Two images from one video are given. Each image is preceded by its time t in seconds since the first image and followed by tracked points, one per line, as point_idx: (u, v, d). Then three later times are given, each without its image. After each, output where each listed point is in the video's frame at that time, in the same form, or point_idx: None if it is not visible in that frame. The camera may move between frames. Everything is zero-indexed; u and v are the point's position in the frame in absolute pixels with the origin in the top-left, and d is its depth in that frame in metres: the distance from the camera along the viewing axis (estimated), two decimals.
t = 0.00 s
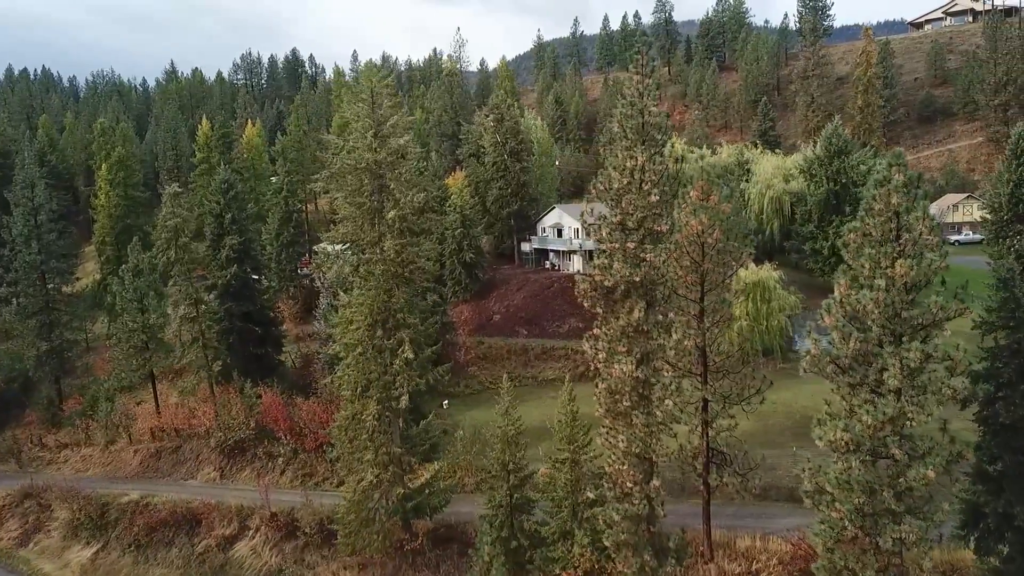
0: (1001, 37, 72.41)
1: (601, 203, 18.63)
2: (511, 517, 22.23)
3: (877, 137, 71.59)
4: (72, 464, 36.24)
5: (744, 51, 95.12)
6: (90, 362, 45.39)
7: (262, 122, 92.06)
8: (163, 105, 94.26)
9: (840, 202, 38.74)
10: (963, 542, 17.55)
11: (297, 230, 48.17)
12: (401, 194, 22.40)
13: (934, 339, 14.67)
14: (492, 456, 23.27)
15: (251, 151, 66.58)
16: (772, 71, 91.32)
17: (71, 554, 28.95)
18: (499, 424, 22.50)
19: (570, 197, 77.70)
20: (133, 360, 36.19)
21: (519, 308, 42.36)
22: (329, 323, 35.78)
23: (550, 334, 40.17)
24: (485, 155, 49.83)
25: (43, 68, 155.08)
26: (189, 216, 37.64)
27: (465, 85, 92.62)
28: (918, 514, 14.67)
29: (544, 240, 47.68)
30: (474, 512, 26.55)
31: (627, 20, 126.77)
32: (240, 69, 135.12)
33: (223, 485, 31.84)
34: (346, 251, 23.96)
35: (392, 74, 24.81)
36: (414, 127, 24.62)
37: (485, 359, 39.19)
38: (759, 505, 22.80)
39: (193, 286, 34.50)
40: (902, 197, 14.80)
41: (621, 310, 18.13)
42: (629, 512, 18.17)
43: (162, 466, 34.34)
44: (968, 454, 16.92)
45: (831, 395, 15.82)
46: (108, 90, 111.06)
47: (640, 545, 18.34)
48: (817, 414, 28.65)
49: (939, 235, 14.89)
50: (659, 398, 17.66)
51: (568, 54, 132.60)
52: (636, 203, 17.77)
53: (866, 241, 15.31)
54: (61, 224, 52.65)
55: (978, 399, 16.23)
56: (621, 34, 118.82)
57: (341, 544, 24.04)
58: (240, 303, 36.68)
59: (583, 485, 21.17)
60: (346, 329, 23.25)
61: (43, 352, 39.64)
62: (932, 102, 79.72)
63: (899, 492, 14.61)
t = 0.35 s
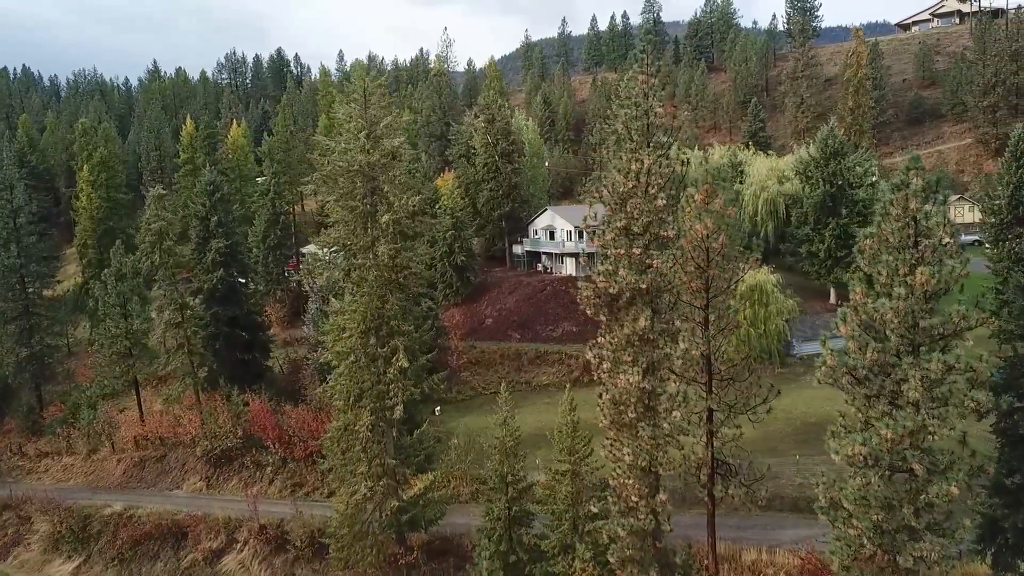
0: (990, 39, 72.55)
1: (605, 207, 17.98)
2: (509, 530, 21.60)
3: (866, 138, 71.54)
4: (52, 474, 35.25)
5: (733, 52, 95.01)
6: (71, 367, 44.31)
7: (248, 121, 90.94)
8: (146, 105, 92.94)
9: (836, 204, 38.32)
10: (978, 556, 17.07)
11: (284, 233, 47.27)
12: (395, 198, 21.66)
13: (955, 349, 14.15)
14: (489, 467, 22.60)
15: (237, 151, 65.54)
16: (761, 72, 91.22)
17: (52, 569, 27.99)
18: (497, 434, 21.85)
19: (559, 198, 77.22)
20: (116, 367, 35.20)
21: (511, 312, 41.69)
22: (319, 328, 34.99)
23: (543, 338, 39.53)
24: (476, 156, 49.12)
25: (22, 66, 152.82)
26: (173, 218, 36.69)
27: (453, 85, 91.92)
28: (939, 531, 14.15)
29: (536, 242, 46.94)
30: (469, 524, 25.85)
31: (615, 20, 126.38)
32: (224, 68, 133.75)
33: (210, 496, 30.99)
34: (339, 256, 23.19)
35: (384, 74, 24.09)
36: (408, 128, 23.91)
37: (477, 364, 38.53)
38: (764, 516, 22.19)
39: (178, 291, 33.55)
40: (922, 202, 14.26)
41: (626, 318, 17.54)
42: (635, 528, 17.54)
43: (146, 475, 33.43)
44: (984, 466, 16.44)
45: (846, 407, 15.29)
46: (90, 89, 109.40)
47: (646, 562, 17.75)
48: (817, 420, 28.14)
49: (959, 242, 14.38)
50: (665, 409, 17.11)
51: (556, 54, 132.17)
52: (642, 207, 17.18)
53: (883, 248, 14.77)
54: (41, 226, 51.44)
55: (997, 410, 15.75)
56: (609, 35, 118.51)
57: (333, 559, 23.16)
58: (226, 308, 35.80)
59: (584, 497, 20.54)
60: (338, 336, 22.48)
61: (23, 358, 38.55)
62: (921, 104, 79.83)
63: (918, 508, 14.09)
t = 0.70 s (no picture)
0: (982, 39, 72.50)
1: (611, 210, 17.37)
2: (510, 544, 20.90)
3: (859, 139, 71.37)
4: (35, 482, 34.29)
5: (724, 52, 94.74)
6: (55, 372, 43.29)
7: (235, 121, 89.83)
8: (132, 105, 91.72)
9: (835, 206, 37.87)
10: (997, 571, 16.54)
11: (274, 235, 46.38)
12: (390, 200, 20.96)
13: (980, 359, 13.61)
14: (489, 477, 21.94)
15: (224, 151, 64.54)
16: (753, 73, 90.97)
17: None
18: (496, 445, 21.20)
19: (551, 199, 76.64)
20: (101, 373, 34.29)
21: (506, 315, 41.02)
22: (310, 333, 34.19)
23: (538, 342, 38.92)
24: (468, 156, 48.44)
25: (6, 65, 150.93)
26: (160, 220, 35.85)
27: (443, 85, 91.13)
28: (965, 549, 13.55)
29: (530, 243, 46.29)
30: (466, 535, 25.17)
31: (605, 20, 125.86)
32: (211, 68, 132.43)
33: (199, 506, 30.13)
34: (333, 260, 22.47)
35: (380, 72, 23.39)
36: (405, 128, 23.23)
37: (472, 368, 37.86)
38: (771, 527, 21.61)
39: (165, 295, 32.72)
40: (946, 206, 13.70)
41: (633, 326, 16.95)
42: (642, 543, 16.88)
43: (132, 484, 32.56)
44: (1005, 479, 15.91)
45: (866, 419, 14.73)
46: (74, 87, 107.96)
47: None
48: (820, 427, 27.64)
49: (984, 248, 13.84)
50: (675, 420, 16.54)
51: (546, 54, 131.59)
52: (651, 211, 16.60)
53: (905, 254, 14.19)
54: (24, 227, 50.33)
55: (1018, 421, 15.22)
56: (600, 35, 118.07)
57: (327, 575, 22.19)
58: (215, 312, 34.90)
59: (588, 510, 19.90)
60: (331, 343, 21.73)
61: (4, 364, 37.54)
62: (913, 105, 79.76)
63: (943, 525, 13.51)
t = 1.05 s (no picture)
0: (975, 40, 72.40)
1: (619, 214, 16.71)
2: (511, 558, 20.15)
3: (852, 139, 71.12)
4: (18, 492, 33.35)
5: (717, 52, 94.41)
6: (39, 377, 42.27)
7: (224, 120, 88.76)
8: (119, 103, 90.45)
9: (835, 208, 37.41)
10: None
11: (264, 237, 45.49)
12: (387, 202, 20.23)
13: (1009, 371, 13.00)
14: (488, 489, 21.25)
15: (213, 151, 63.57)
16: (746, 73, 90.62)
17: None
18: (497, 456, 20.51)
19: (544, 199, 76.00)
20: (86, 379, 33.37)
21: (501, 318, 40.30)
22: (301, 338, 33.35)
23: (534, 346, 38.22)
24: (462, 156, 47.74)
25: None
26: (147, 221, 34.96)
27: (435, 84, 90.30)
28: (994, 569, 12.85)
29: (525, 245, 45.59)
30: (464, 547, 24.46)
31: (596, 21, 125.43)
32: (199, 66, 131.08)
33: (187, 516, 29.29)
34: (328, 265, 21.76)
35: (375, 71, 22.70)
36: (402, 128, 22.52)
37: (467, 373, 37.14)
38: (779, 539, 21.04)
39: (152, 299, 31.81)
40: (973, 211, 13.12)
41: (642, 334, 16.32)
42: (652, 560, 16.22)
43: (118, 494, 31.69)
44: None
45: (887, 433, 14.13)
46: (59, 86, 106.44)
47: None
48: (824, 433, 27.09)
49: (1012, 254, 13.25)
50: (686, 433, 15.91)
51: (538, 54, 130.90)
52: (661, 214, 15.94)
53: (929, 261, 13.58)
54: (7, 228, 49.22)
55: None
56: (591, 35, 117.53)
57: None
58: (203, 316, 34.05)
59: (593, 523, 19.23)
60: (326, 350, 20.98)
61: None
62: (905, 106, 79.62)
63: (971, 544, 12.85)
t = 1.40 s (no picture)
0: (969, 41, 72.31)
1: (628, 216, 16.03)
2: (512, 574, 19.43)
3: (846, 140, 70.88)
4: None
5: (709, 52, 94.10)
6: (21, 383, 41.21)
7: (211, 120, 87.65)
8: (105, 102, 89.20)
9: (835, 209, 36.94)
10: None
11: (253, 238, 44.59)
12: (383, 204, 19.49)
13: None
14: (488, 502, 20.53)
15: (201, 151, 62.59)
16: (738, 73, 90.32)
17: None
18: (497, 468, 19.80)
19: (536, 200, 75.38)
20: (70, 385, 32.43)
21: (496, 321, 39.58)
22: (293, 343, 32.56)
23: (530, 350, 37.52)
24: (455, 157, 47.03)
25: None
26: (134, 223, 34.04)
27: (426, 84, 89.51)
28: None
29: (520, 247, 44.86)
30: (461, 560, 23.73)
31: (588, 20, 124.80)
32: (186, 65, 129.74)
33: (175, 527, 28.36)
34: (321, 270, 20.97)
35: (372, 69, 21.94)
36: (398, 128, 21.78)
37: (462, 378, 36.41)
38: (787, 552, 20.41)
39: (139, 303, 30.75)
40: (1004, 216, 12.48)
41: (652, 344, 15.68)
42: None
43: (103, 504, 30.70)
44: None
45: (912, 448, 13.48)
46: (44, 84, 104.93)
47: None
48: (829, 441, 26.53)
49: None
50: (699, 446, 15.23)
51: (529, 54, 130.30)
52: (673, 218, 15.25)
53: (957, 268, 12.94)
54: None
55: None
56: (583, 34, 117.03)
57: None
58: (191, 321, 33.18)
59: (597, 538, 18.54)
60: (320, 359, 20.23)
61: None
62: (899, 107, 79.49)
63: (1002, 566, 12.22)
